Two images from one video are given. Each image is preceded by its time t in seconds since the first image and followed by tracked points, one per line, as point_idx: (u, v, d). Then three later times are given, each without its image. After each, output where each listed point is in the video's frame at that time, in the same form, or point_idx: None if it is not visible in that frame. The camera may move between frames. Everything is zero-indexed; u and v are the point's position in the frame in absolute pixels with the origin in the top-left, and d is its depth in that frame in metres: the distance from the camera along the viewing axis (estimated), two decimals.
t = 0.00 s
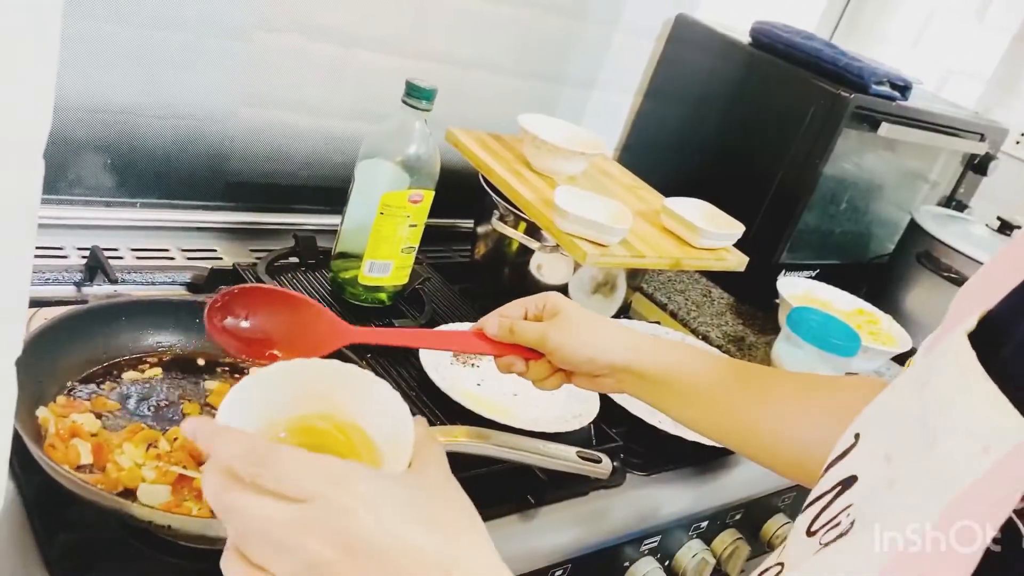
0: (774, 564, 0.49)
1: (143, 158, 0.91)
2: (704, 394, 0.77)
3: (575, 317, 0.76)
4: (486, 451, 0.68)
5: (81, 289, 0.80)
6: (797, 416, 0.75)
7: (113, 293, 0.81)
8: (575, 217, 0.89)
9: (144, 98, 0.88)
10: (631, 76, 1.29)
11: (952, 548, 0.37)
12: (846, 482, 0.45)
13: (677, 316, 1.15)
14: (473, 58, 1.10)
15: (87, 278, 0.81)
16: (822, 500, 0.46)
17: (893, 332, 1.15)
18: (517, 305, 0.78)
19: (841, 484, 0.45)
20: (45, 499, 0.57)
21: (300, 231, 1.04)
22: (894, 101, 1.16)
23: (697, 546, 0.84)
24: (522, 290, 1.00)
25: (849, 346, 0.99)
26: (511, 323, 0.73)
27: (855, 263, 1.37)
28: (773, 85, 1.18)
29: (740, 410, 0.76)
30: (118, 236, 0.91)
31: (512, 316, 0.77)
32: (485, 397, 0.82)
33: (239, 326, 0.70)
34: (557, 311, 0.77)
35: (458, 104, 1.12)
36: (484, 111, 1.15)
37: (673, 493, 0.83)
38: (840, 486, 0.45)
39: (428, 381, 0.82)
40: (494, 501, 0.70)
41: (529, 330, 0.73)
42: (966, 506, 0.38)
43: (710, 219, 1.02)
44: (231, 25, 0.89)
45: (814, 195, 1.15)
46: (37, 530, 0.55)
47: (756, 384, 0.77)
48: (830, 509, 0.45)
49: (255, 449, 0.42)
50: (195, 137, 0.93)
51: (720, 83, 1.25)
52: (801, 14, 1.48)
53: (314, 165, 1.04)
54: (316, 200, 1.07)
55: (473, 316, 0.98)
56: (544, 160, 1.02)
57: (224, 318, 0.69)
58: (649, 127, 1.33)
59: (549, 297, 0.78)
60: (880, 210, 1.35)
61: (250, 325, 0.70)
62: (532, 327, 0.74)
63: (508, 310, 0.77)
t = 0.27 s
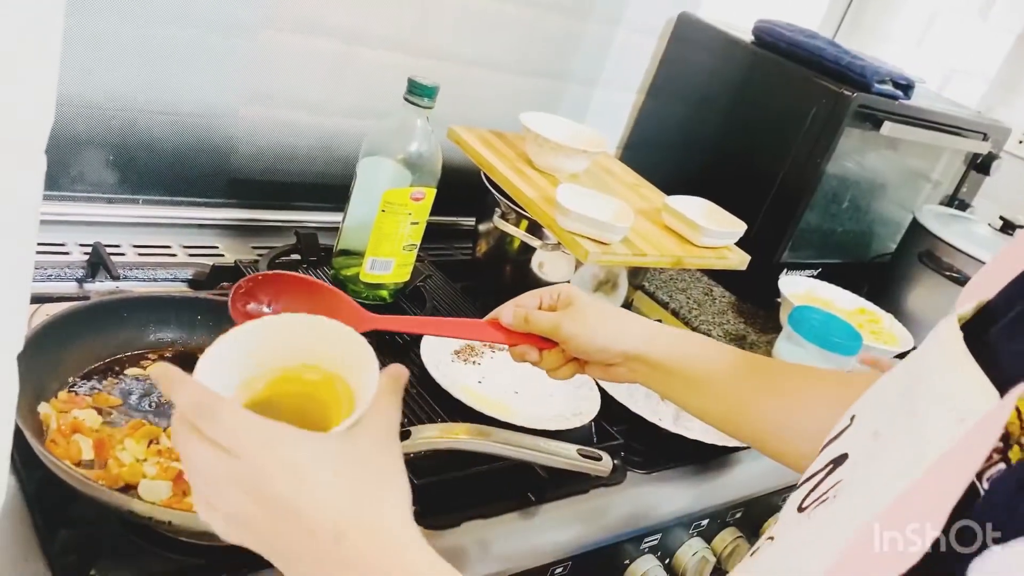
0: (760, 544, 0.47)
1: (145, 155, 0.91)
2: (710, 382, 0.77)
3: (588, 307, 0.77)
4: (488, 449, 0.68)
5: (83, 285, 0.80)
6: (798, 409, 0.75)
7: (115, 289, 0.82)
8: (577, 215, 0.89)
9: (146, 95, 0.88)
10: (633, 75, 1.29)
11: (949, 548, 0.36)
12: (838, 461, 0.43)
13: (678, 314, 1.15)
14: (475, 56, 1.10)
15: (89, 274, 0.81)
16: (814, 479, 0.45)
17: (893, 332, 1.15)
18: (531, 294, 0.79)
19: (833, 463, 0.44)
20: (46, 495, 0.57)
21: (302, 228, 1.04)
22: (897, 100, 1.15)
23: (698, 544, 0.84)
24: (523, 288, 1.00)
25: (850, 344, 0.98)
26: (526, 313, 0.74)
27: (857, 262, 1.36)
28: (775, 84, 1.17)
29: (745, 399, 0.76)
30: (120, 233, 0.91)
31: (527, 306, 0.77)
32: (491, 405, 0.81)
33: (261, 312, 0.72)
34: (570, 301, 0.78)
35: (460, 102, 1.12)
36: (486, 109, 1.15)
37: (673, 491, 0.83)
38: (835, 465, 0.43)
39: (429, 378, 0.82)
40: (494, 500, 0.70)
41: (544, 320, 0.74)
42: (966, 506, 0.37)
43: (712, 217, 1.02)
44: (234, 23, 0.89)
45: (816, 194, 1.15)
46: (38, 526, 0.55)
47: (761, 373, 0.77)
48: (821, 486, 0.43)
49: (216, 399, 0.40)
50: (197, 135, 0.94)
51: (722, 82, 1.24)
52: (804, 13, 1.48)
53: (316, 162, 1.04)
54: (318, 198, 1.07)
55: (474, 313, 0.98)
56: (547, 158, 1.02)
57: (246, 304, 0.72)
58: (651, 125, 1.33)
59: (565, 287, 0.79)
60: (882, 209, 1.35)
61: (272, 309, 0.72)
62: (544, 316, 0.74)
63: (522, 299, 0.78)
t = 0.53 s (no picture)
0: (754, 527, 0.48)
1: (147, 151, 0.91)
2: (727, 365, 0.79)
3: (616, 285, 0.81)
4: (490, 445, 0.69)
5: (86, 281, 0.80)
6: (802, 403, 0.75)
7: (118, 286, 0.81)
8: (581, 212, 0.88)
9: (148, 91, 0.88)
10: (637, 72, 1.29)
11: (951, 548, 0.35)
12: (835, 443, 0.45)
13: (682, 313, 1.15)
14: (478, 54, 1.09)
15: (92, 271, 0.81)
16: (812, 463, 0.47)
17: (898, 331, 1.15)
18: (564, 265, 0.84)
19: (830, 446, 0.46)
20: (50, 491, 0.57)
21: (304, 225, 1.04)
22: (901, 98, 1.15)
23: (700, 543, 0.84)
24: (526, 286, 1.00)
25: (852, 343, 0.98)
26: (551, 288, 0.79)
27: (861, 261, 1.36)
28: (779, 82, 1.17)
29: (758, 383, 0.77)
30: (123, 229, 0.91)
31: (553, 281, 0.83)
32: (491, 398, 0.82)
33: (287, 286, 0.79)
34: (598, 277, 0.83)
35: (463, 100, 1.12)
36: (489, 106, 1.15)
37: (677, 489, 0.82)
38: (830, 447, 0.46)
39: (432, 376, 0.82)
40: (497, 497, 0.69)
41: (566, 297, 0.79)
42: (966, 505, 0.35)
43: (715, 215, 1.02)
44: (236, 19, 0.89)
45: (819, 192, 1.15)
46: (40, 522, 0.55)
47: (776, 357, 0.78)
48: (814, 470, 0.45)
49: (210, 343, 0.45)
50: (199, 131, 0.93)
51: (726, 79, 1.24)
52: (808, 12, 1.48)
53: (319, 160, 1.04)
54: (321, 195, 1.07)
55: (477, 312, 0.98)
56: (550, 155, 1.02)
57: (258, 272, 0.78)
58: (654, 123, 1.33)
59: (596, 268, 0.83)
60: (885, 208, 1.34)
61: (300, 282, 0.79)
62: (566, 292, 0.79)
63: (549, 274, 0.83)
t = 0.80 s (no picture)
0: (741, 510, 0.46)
1: (148, 147, 0.91)
2: (722, 373, 0.79)
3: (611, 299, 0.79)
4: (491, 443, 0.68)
5: (87, 278, 0.80)
6: (794, 413, 0.75)
7: (118, 282, 0.81)
8: (583, 210, 0.88)
9: (149, 87, 0.88)
10: (640, 69, 1.29)
11: (949, 547, 0.35)
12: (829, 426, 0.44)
13: (683, 311, 1.15)
14: (481, 51, 1.09)
15: (92, 267, 0.81)
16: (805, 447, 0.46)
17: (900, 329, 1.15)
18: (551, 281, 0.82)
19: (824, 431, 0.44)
20: (50, 487, 0.57)
21: (305, 222, 1.04)
22: (904, 96, 1.15)
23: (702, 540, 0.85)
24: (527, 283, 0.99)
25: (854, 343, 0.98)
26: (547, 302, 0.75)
27: (863, 259, 1.36)
28: (782, 80, 1.17)
29: (748, 393, 0.78)
30: (124, 226, 0.91)
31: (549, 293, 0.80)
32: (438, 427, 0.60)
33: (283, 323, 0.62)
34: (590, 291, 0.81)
35: (464, 97, 1.12)
36: (491, 104, 1.15)
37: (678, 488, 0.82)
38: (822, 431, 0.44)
39: (433, 373, 0.82)
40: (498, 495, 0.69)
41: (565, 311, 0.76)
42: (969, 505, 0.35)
43: (717, 213, 1.02)
44: (237, 15, 0.89)
45: (821, 191, 1.15)
46: (40, 518, 0.55)
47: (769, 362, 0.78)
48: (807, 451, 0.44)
49: (204, 311, 0.44)
50: (200, 127, 0.93)
51: (728, 77, 1.24)
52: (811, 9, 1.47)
53: (321, 156, 1.04)
54: (322, 192, 1.07)
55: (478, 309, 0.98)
56: (552, 153, 1.02)
57: (264, 316, 0.62)
58: (656, 120, 1.33)
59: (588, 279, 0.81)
60: (887, 206, 1.34)
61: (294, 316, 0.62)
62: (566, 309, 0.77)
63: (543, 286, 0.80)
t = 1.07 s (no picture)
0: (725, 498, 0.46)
1: (150, 145, 0.91)
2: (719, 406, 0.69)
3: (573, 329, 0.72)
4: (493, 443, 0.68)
5: (89, 275, 0.80)
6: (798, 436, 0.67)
7: (120, 280, 0.81)
8: (585, 208, 0.88)
9: (151, 85, 0.88)
10: (642, 68, 1.29)
11: (951, 548, 0.34)
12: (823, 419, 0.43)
13: (686, 309, 1.14)
14: (483, 49, 1.09)
15: (95, 264, 0.81)
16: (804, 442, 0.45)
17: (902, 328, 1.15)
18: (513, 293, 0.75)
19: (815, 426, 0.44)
20: (51, 484, 0.57)
21: (307, 220, 1.04)
22: (907, 94, 1.15)
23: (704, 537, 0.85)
24: (530, 282, 0.99)
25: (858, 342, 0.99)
26: (506, 331, 0.71)
27: (865, 258, 1.36)
28: (786, 78, 1.17)
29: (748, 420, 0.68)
30: (126, 223, 0.91)
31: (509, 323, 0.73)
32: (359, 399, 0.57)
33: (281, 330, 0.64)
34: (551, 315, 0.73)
35: (467, 95, 1.12)
36: (494, 102, 1.15)
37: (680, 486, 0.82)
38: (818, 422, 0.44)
39: (435, 371, 0.82)
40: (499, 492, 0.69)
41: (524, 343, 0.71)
42: (971, 503, 0.34)
43: (719, 211, 1.02)
44: (240, 13, 0.89)
45: (824, 189, 1.15)
46: (41, 516, 0.55)
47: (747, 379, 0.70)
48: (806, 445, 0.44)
49: (224, 302, 0.47)
50: (202, 125, 0.93)
51: (731, 75, 1.24)
52: (814, 8, 1.47)
53: (323, 154, 1.04)
54: (324, 190, 1.07)
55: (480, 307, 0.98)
56: (554, 151, 1.01)
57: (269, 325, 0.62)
58: (659, 118, 1.33)
59: (549, 305, 0.73)
60: (890, 204, 1.34)
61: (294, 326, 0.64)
62: (528, 342, 0.71)
63: (501, 309, 0.73)
